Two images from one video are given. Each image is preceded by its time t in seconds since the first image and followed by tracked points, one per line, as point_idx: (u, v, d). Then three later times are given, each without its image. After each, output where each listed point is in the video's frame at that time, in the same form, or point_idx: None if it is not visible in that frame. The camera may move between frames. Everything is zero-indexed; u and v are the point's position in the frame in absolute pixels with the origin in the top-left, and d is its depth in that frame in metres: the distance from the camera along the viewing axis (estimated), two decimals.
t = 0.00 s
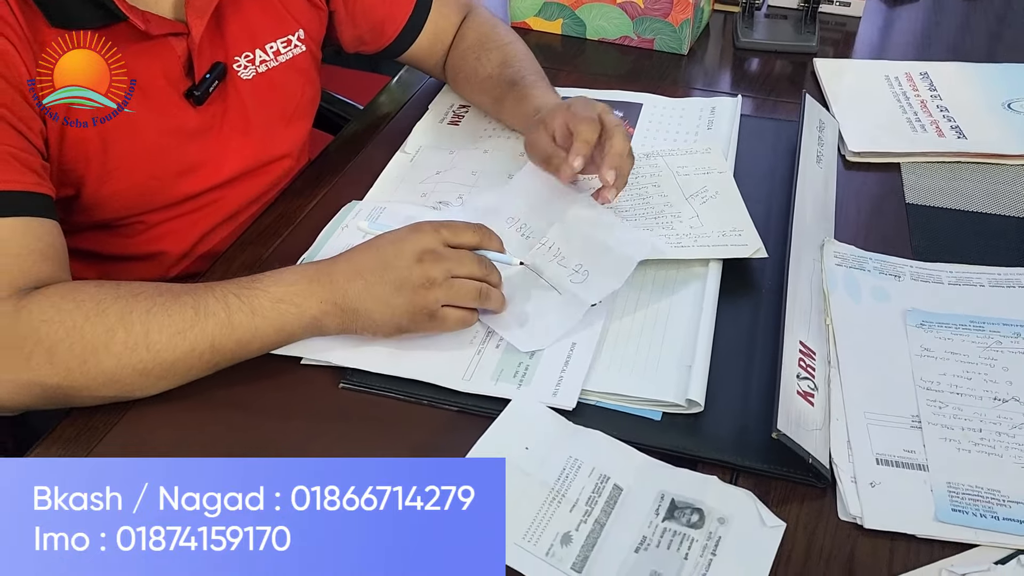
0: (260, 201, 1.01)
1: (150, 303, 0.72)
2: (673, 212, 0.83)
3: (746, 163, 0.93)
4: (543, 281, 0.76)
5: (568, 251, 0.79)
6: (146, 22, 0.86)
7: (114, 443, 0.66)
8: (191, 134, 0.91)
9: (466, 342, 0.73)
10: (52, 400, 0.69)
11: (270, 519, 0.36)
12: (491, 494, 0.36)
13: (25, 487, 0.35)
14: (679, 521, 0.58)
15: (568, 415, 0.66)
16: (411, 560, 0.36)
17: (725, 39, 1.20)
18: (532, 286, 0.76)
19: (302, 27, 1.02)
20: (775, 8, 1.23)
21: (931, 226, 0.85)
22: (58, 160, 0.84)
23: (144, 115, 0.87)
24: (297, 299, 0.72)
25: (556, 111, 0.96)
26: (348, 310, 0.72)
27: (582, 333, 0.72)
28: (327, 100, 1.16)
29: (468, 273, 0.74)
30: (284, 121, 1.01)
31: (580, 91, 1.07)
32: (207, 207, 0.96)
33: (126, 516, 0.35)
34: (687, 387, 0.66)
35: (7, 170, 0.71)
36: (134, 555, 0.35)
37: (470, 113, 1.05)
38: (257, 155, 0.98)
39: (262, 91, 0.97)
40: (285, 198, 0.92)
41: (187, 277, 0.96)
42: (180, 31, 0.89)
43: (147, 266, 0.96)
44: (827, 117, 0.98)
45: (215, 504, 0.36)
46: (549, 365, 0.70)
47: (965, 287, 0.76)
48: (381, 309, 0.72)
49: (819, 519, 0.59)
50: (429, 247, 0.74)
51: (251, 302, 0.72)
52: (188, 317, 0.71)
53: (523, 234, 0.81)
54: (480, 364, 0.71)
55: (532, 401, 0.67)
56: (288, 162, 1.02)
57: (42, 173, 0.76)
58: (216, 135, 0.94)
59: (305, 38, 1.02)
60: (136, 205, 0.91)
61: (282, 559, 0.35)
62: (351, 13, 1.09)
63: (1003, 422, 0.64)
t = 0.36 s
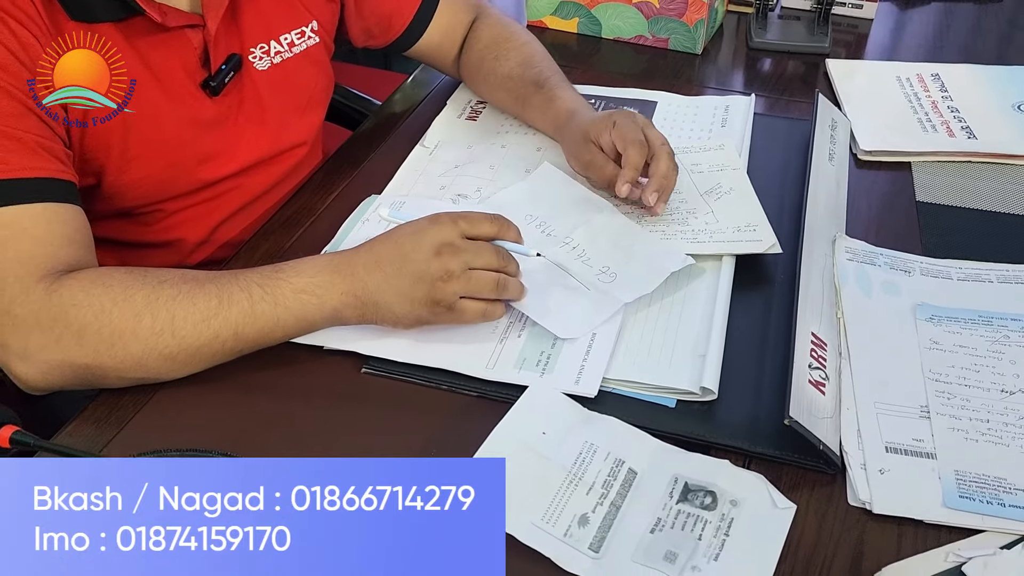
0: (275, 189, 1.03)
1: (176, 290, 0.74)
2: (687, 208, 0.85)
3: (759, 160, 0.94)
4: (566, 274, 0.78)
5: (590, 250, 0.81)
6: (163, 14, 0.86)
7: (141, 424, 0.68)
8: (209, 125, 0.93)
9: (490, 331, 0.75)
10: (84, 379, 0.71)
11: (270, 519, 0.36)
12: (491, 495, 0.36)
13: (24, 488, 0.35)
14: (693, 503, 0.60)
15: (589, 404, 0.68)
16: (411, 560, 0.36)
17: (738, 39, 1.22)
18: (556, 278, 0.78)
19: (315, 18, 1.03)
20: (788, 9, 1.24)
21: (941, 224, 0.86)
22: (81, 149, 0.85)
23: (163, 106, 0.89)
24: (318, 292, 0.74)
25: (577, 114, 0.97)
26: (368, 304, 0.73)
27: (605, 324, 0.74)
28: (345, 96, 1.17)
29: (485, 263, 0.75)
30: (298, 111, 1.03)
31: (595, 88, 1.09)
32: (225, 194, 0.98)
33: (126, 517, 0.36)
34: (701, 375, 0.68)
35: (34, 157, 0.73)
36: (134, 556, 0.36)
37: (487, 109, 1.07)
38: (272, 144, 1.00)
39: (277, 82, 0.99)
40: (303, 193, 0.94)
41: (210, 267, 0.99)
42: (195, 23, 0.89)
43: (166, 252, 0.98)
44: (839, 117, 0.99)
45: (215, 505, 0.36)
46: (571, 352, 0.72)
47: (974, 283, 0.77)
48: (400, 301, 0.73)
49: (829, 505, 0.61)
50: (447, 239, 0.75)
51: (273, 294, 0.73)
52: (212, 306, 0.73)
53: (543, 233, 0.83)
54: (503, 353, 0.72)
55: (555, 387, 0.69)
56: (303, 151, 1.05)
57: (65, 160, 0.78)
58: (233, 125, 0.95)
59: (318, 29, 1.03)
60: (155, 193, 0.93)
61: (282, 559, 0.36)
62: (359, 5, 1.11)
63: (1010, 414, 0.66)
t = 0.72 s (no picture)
0: (279, 179, 1.04)
1: (181, 281, 0.74)
2: (692, 207, 0.85)
3: (764, 159, 0.95)
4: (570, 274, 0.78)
5: (590, 249, 0.81)
6: (167, 4, 0.87)
7: (146, 414, 0.68)
8: (213, 116, 0.93)
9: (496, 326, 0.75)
10: (91, 367, 0.72)
11: (270, 519, 0.35)
12: (492, 496, 0.36)
13: (25, 488, 0.35)
14: (695, 499, 0.60)
15: (594, 400, 0.68)
16: (412, 560, 0.36)
17: (745, 39, 1.22)
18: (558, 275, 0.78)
19: (318, 11, 1.03)
20: (795, 9, 1.24)
21: (946, 225, 0.86)
22: (86, 138, 0.85)
23: (166, 96, 0.89)
24: (325, 287, 0.73)
25: (577, 117, 0.97)
26: (373, 303, 0.73)
27: (608, 321, 0.74)
28: (350, 92, 1.18)
29: (494, 271, 0.74)
30: (301, 102, 1.03)
31: (601, 86, 1.09)
32: (228, 185, 0.99)
33: (126, 517, 0.35)
34: (705, 371, 0.68)
35: (37, 146, 0.73)
36: (134, 556, 0.35)
37: (493, 106, 1.07)
38: (276, 136, 1.00)
39: (280, 74, 0.99)
40: (309, 187, 0.94)
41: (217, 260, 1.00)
42: (199, 13, 0.90)
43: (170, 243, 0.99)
44: (845, 117, 0.99)
45: (215, 505, 0.35)
46: (576, 349, 0.72)
47: (978, 284, 0.78)
48: (404, 298, 0.73)
49: (831, 503, 0.61)
50: (456, 243, 0.75)
51: (279, 289, 0.73)
52: (218, 298, 0.73)
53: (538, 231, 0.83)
54: (507, 350, 0.72)
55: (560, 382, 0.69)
56: (305, 142, 1.05)
57: (70, 150, 0.78)
58: (237, 117, 0.95)
59: (321, 21, 1.03)
60: (159, 184, 0.93)
61: (282, 559, 0.35)
62: None
63: (1012, 414, 0.66)
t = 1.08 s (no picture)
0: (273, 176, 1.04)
1: (170, 286, 0.73)
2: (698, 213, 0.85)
3: (769, 164, 0.95)
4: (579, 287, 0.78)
5: (618, 190, 0.82)
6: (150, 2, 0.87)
7: (146, 414, 0.68)
8: (204, 113, 0.92)
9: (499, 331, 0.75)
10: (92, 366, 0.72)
11: (270, 520, 0.35)
12: (491, 496, 0.36)
13: (25, 487, 0.35)
14: (696, 502, 0.60)
15: (597, 409, 0.68)
16: (412, 560, 0.36)
17: (751, 43, 1.22)
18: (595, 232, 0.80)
19: (308, 5, 1.02)
20: (801, 14, 1.24)
21: (951, 232, 0.86)
22: (75, 136, 0.85)
23: (154, 93, 0.89)
24: (313, 293, 0.72)
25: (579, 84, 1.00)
26: (357, 313, 0.71)
27: (612, 329, 0.74)
28: (357, 93, 1.18)
29: (487, 300, 0.72)
30: (294, 98, 1.02)
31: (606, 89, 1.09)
32: (220, 182, 0.98)
33: (126, 516, 0.35)
34: (708, 377, 0.68)
35: (21, 144, 0.74)
36: (134, 556, 0.35)
37: (498, 106, 1.07)
38: (269, 133, 0.99)
39: (271, 70, 0.99)
40: (314, 188, 0.94)
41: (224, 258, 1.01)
42: (183, 10, 0.90)
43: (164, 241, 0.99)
44: (850, 123, 0.99)
45: (215, 505, 0.35)
46: (579, 357, 0.71)
47: (983, 291, 0.77)
48: (392, 309, 0.71)
49: (833, 510, 0.61)
50: (456, 265, 0.73)
51: (264, 297, 0.72)
52: (204, 304, 0.72)
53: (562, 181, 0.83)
54: (511, 355, 0.72)
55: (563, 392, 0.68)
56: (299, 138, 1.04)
57: (59, 147, 0.78)
58: (229, 114, 0.95)
59: (311, 16, 1.03)
60: (150, 182, 0.93)
61: (282, 559, 0.35)
62: None
63: (1016, 422, 0.66)
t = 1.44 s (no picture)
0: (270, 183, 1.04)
1: (176, 287, 0.73)
2: (703, 223, 0.85)
3: (774, 176, 0.95)
4: (585, 300, 0.78)
5: (612, 134, 0.77)
6: (142, 9, 0.86)
7: (151, 419, 0.68)
8: (199, 119, 0.93)
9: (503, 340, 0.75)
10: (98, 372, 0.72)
11: (270, 519, 0.35)
12: (492, 496, 0.35)
13: (24, 487, 0.34)
14: (700, 509, 0.60)
15: (601, 420, 0.67)
16: (411, 560, 0.36)
17: (756, 54, 1.22)
18: (596, 183, 0.76)
19: (302, 9, 1.03)
20: (807, 25, 1.25)
21: (956, 244, 0.86)
22: (70, 145, 0.85)
23: (149, 100, 0.89)
24: (315, 295, 0.72)
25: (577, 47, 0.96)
26: (363, 308, 0.72)
27: (617, 340, 0.73)
28: (362, 100, 1.18)
29: (490, 287, 0.71)
30: (288, 102, 1.03)
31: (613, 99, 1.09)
32: (217, 188, 0.98)
33: (126, 516, 0.35)
34: (712, 389, 0.68)
35: (21, 150, 0.73)
36: (134, 556, 0.35)
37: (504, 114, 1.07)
38: (264, 137, 1.00)
39: (265, 75, 0.99)
40: (320, 194, 0.94)
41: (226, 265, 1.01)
42: (176, 17, 0.89)
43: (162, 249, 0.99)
44: (855, 134, 0.99)
45: (215, 505, 0.35)
46: (583, 367, 0.71)
47: (988, 304, 0.77)
48: (394, 304, 0.71)
49: (838, 522, 0.60)
50: (455, 255, 0.72)
51: (271, 295, 0.73)
52: (210, 303, 0.72)
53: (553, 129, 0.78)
54: (516, 365, 0.72)
55: (566, 403, 0.68)
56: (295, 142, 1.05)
57: (56, 152, 0.78)
58: (223, 119, 0.95)
59: (305, 20, 1.03)
60: (147, 190, 0.93)
61: (282, 559, 0.35)
62: None
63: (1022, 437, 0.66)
